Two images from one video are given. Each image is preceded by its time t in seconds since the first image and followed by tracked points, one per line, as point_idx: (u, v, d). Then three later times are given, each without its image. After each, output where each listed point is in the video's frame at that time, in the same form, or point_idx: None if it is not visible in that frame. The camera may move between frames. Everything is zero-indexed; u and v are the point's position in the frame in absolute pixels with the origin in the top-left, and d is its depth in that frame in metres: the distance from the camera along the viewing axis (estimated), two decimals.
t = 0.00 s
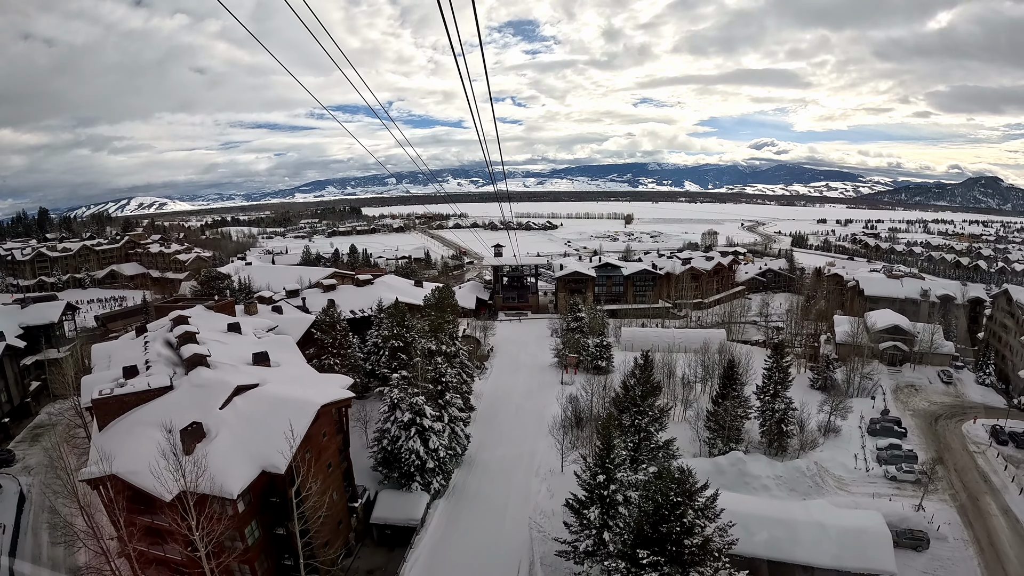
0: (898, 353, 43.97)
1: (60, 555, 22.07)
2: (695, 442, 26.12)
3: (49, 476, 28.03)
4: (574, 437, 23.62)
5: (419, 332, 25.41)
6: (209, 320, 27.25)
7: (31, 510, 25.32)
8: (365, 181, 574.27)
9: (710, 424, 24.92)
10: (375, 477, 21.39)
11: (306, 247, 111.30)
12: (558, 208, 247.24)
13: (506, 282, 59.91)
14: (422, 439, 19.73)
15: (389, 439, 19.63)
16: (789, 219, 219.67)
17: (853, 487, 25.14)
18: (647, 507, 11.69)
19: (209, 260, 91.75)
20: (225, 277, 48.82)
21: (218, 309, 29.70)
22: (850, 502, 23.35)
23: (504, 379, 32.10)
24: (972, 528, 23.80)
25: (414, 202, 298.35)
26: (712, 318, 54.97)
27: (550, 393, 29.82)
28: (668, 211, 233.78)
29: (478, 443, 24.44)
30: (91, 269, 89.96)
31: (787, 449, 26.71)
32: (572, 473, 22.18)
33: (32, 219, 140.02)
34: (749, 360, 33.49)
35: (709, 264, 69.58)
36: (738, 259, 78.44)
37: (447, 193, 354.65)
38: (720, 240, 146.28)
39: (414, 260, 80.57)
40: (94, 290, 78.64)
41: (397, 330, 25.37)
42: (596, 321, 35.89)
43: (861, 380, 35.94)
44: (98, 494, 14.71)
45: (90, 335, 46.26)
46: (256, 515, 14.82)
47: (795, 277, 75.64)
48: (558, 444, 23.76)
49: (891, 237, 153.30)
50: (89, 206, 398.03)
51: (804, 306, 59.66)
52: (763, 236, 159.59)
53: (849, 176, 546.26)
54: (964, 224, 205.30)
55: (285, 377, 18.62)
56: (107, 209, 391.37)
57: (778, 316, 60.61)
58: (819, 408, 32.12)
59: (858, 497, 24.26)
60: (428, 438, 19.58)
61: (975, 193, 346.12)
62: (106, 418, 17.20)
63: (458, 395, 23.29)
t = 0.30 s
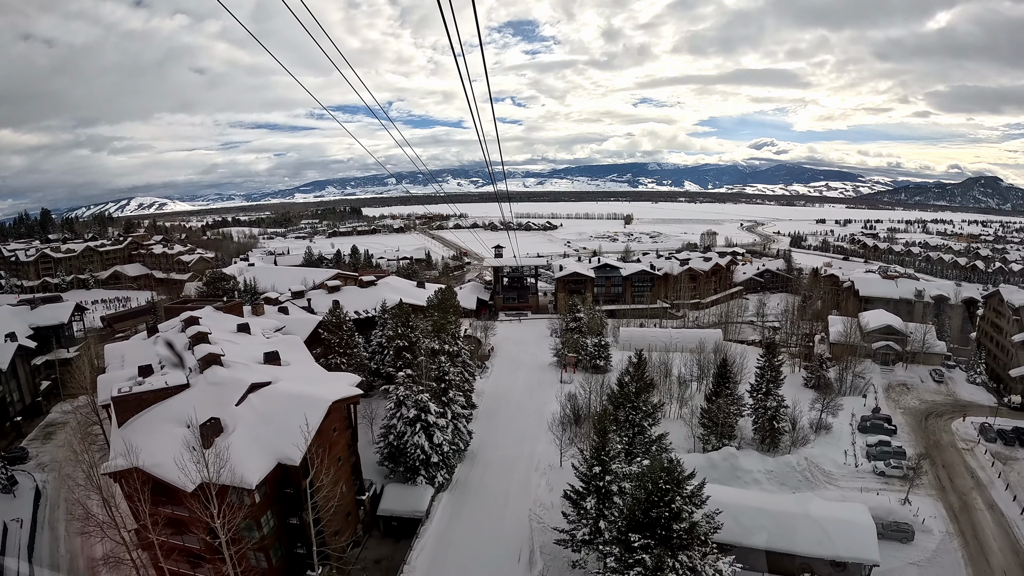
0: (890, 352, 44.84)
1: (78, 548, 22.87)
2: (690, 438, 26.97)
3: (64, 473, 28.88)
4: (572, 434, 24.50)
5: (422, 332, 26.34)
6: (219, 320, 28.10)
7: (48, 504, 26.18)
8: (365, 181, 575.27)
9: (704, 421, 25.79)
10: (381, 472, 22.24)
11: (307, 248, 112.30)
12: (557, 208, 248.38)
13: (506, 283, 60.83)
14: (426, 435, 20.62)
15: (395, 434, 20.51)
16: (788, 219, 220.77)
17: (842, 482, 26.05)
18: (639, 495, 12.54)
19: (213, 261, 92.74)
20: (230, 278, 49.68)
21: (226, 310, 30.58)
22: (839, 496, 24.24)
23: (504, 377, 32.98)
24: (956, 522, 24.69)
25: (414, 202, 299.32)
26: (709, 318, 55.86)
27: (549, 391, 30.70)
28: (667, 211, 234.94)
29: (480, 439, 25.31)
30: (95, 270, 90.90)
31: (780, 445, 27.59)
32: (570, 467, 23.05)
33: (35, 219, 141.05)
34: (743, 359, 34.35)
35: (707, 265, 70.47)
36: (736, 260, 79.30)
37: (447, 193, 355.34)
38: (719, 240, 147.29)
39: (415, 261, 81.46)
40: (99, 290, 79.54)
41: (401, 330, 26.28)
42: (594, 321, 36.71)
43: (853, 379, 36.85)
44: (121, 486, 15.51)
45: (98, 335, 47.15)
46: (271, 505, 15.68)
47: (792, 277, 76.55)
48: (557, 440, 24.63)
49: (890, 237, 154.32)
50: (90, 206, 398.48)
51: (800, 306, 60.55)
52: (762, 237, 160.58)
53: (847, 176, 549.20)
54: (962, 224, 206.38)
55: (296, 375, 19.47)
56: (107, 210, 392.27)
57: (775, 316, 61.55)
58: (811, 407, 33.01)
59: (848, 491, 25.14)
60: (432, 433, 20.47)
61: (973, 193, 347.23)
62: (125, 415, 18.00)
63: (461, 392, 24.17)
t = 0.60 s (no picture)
0: (884, 352, 45.78)
1: (94, 539, 23.57)
2: (684, 436, 27.88)
3: (77, 469, 29.66)
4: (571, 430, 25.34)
5: (426, 332, 27.25)
6: (228, 321, 28.97)
7: (62, 499, 26.98)
8: (365, 180, 576.38)
9: (698, 418, 26.70)
10: (387, 466, 23.10)
11: (309, 249, 113.20)
12: (557, 207, 249.25)
13: (506, 283, 61.69)
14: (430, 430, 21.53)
15: (401, 430, 21.41)
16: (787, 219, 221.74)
17: (832, 477, 26.98)
18: (632, 484, 13.37)
19: (216, 262, 93.60)
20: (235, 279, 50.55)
21: (234, 311, 31.43)
22: (829, 490, 25.12)
23: (505, 376, 33.80)
24: (942, 515, 25.57)
25: (414, 203, 300.19)
26: (707, 318, 56.75)
27: (549, 389, 31.55)
28: (666, 211, 236.01)
29: (482, 436, 26.13)
30: (98, 271, 91.75)
31: (772, 441, 28.47)
32: (568, 462, 23.89)
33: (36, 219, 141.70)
34: (738, 358, 35.22)
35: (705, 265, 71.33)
36: (734, 260, 80.12)
37: (447, 193, 356.33)
38: (718, 241, 148.28)
39: (416, 262, 82.39)
40: (102, 291, 80.39)
41: (405, 329, 27.17)
42: (593, 322, 37.56)
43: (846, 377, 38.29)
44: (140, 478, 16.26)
45: (105, 335, 47.96)
46: (285, 496, 16.53)
47: (789, 277, 77.46)
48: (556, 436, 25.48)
49: (888, 237, 155.35)
50: (91, 206, 399.83)
51: (796, 306, 61.43)
52: (760, 237, 161.49)
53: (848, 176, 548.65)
54: (961, 224, 207.34)
55: (306, 373, 20.34)
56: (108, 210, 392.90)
57: (771, 316, 62.46)
58: (803, 404, 33.95)
59: (837, 486, 26.01)
60: (436, 429, 21.40)
61: (972, 194, 348.32)
62: (142, 412, 18.54)
63: (463, 390, 25.02)
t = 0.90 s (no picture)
0: (877, 352, 46.70)
1: (109, 532, 24.40)
2: (679, 432, 28.81)
3: (90, 466, 30.51)
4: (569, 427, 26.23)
5: (429, 331, 28.14)
6: (236, 321, 29.82)
7: (76, 494, 27.85)
8: (365, 180, 577.29)
9: (693, 415, 27.62)
10: (392, 461, 23.98)
11: (310, 249, 114.06)
12: (556, 207, 250.12)
13: (506, 284, 62.53)
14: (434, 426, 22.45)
15: (405, 426, 22.30)
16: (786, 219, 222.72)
17: (822, 472, 27.91)
18: (625, 474, 14.28)
19: (218, 263, 94.37)
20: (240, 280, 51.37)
21: (242, 311, 32.30)
22: (818, 484, 26.07)
23: (506, 375, 34.67)
24: (929, 509, 26.48)
25: (414, 203, 300.95)
26: (704, 318, 57.64)
27: (548, 388, 32.44)
28: (665, 211, 236.98)
29: (483, 432, 27.02)
30: (101, 272, 92.52)
31: (764, 438, 29.38)
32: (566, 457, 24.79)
33: (38, 219, 142.21)
34: (733, 358, 36.09)
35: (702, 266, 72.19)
36: (731, 261, 80.93)
37: (447, 193, 357.20)
38: (716, 241, 149.24)
39: (417, 262, 83.25)
40: (106, 292, 81.14)
41: (409, 329, 28.07)
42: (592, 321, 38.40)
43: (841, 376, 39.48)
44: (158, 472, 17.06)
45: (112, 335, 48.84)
46: (297, 488, 17.42)
47: (786, 277, 78.32)
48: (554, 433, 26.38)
49: (886, 237, 156.30)
50: (90, 206, 399.51)
51: (792, 305, 62.31)
52: (759, 237, 162.42)
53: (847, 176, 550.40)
54: (959, 224, 208.26)
55: (315, 371, 21.22)
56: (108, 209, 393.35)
57: (767, 316, 63.36)
58: (796, 403, 34.87)
59: (826, 481, 26.94)
60: (439, 425, 22.29)
61: (971, 194, 349.38)
62: (158, 408, 18.95)
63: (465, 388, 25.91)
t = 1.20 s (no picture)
0: (871, 351, 47.77)
1: (124, 526, 25.17)
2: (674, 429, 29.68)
3: (101, 463, 31.30)
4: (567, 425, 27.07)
5: (432, 331, 29.01)
6: (244, 321, 30.69)
7: (90, 490, 28.65)
8: (365, 180, 578.41)
9: (688, 413, 28.46)
10: (397, 457, 24.88)
11: (312, 250, 114.90)
12: (556, 207, 251.02)
13: (506, 284, 63.41)
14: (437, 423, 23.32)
15: (410, 422, 23.19)
16: (785, 219, 223.60)
17: (813, 467, 28.83)
18: (619, 465, 15.22)
19: (221, 263, 95.11)
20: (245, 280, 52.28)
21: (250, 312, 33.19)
22: (809, 479, 26.97)
23: (506, 374, 35.57)
24: (916, 503, 27.35)
25: (415, 203, 301.80)
26: (701, 319, 58.57)
27: (547, 386, 33.33)
28: (665, 211, 237.90)
29: (485, 429, 27.90)
30: (105, 272, 93.33)
31: (757, 434, 30.28)
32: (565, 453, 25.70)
33: (40, 220, 142.84)
34: (728, 357, 36.96)
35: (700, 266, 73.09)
36: (729, 262, 81.81)
37: (447, 194, 358.09)
38: (715, 241, 150.12)
39: (418, 263, 84.15)
40: (110, 292, 81.85)
41: (412, 330, 28.93)
42: (591, 322, 39.25)
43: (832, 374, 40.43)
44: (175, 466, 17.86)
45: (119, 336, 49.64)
46: (309, 481, 18.29)
47: (784, 277, 79.18)
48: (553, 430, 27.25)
49: (884, 237, 157.21)
50: (91, 206, 400.94)
51: (789, 305, 63.21)
52: (758, 237, 163.32)
53: (848, 176, 550.57)
54: (958, 224, 209.16)
55: (324, 370, 22.05)
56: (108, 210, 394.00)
57: (764, 316, 64.29)
58: (789, 402, 35.77)
59: (817, 476, 27.86)
60: (443, 422, 23.17)
61: (970, 193, 350.23)
62: (173, 406, 19.52)
63: (468, 386, 26.77)
